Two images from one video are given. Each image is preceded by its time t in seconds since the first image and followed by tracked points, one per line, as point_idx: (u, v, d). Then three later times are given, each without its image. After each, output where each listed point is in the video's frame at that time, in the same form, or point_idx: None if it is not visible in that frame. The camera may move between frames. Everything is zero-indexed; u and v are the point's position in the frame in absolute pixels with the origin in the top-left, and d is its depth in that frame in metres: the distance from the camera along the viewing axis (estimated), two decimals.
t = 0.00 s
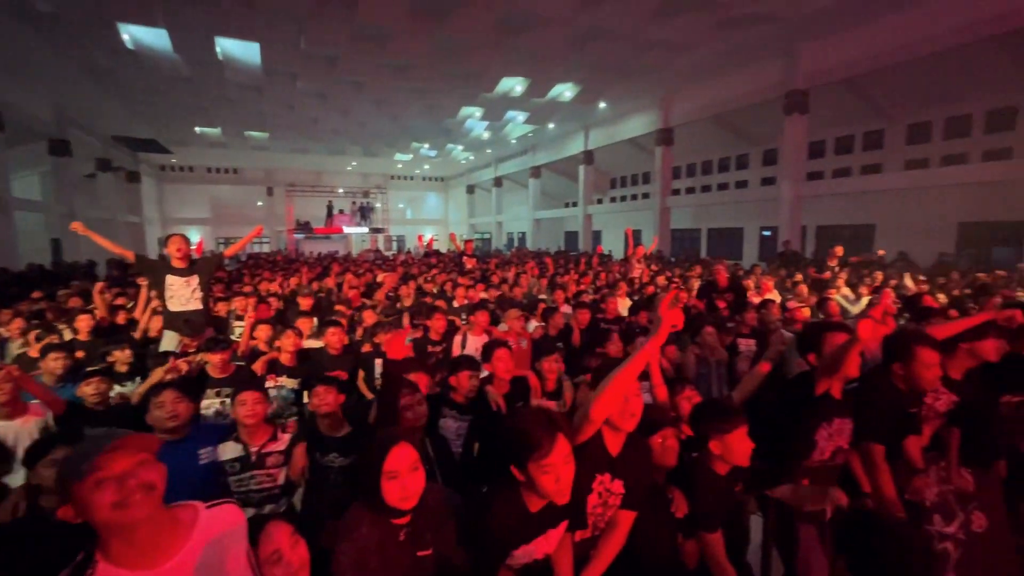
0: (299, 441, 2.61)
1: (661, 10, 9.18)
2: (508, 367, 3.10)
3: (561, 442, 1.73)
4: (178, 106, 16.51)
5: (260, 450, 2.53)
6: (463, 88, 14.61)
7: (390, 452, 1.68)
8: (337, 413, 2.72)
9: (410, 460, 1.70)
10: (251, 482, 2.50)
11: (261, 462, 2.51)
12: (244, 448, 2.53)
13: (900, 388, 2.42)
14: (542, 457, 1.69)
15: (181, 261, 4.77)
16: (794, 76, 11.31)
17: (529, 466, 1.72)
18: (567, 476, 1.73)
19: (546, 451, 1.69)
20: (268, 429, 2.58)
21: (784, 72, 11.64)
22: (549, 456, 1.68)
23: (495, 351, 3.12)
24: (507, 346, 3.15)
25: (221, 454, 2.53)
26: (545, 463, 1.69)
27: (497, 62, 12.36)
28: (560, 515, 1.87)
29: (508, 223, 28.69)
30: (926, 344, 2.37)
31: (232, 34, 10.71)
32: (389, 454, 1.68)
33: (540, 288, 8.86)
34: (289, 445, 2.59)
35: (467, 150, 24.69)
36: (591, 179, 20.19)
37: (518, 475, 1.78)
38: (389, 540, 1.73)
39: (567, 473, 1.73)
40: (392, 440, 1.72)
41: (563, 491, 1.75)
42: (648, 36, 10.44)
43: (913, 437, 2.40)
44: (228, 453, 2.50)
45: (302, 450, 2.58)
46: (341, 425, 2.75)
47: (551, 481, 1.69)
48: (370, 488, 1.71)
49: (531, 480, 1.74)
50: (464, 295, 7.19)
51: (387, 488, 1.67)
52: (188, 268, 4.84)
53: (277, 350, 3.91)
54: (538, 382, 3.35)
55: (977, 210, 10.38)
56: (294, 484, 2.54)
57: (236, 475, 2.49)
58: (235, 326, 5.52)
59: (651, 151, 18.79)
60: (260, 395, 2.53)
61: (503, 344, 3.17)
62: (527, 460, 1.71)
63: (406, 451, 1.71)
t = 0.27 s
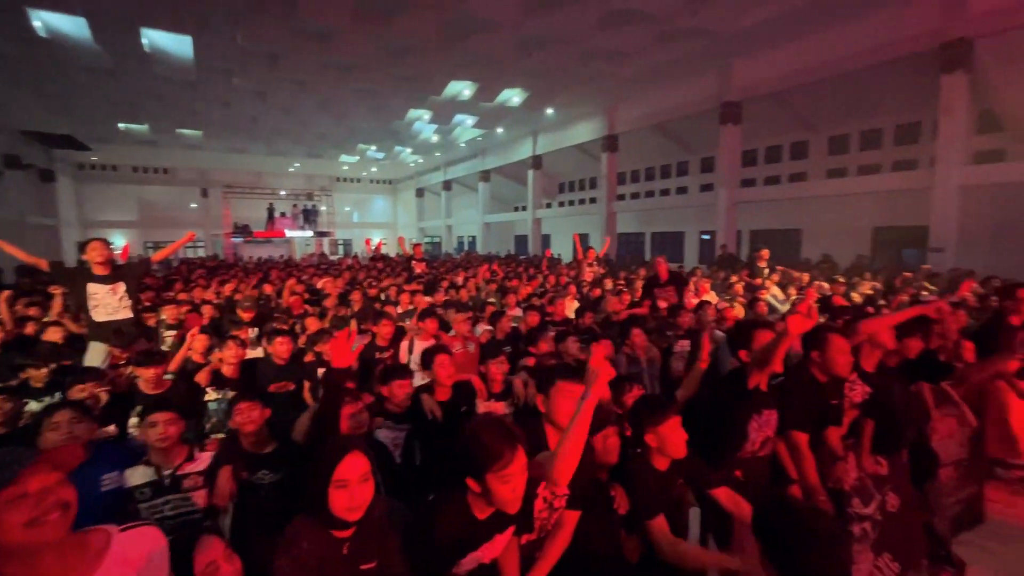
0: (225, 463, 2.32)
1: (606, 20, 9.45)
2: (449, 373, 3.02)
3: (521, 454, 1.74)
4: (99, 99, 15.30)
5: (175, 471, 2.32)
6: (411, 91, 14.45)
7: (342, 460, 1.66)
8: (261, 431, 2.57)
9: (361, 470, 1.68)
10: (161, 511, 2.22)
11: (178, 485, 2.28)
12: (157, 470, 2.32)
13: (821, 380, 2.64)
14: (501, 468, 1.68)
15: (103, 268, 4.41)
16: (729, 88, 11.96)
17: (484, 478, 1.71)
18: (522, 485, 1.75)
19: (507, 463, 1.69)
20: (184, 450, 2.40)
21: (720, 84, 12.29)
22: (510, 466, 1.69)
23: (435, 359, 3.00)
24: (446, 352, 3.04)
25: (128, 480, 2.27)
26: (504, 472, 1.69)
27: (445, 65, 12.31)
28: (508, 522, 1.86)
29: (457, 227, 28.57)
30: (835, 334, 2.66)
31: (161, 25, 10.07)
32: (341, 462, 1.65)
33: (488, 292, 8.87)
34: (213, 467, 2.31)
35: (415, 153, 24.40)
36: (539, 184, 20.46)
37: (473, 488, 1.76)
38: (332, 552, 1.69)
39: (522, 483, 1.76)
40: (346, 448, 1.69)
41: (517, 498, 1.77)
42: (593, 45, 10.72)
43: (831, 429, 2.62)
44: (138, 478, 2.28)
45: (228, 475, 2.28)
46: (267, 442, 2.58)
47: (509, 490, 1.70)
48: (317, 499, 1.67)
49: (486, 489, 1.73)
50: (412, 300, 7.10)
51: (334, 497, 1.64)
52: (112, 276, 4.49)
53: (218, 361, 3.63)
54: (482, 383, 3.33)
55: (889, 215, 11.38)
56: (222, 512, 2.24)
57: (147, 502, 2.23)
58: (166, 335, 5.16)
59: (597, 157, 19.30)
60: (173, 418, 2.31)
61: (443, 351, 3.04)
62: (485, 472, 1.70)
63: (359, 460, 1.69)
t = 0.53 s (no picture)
0: (150, 492, 2.16)
1: (556, 27, 9.64)
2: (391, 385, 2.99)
3: (471, 444, 1.75)
4: (14, 91, 14.07)
5: (83, 498, 2.08)
6: (362, 92, 14.18)
7: (281, 476, 1.60)
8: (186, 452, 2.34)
9: (302, 482, 1.63)
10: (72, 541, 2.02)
11: (89, 513, 2.06)
12: (59, 499, 2.04)
13: (756, 376, 2.72)
14: (451, 454, 1.69)
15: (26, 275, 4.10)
16: (674, 98, 12.47)
17: (432, 466, 1.72)
18: (468, 476, 1.74)
19: (457, 451, 1.70)
20: (91, 473, 2.13)
21: (666, 93, 12.79)
22: (459, 454, 1.70)
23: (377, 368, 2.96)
24: (389, 360, 3.02)
25: (22, 514, 1.97)
26: (454, 459, 1.70)
27: (397, 67, 12.16)
28: (458, 520, 1.85)
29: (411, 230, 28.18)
30: (772, 331, 2.73)
31: (87, 14, 9.41)
32: (280, 477, 1.60)
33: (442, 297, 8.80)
34: (132, 494, 2.15)
35: (367, 155, 23.91)
36: (493, 188, 20.53)
37: (422, 473, 1.77)
38: (270, 571, 1.63)
39: (469, 474, 1.75)
40: (284, 462, 1.63)
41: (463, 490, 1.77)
42: (544, 51, 10.89)
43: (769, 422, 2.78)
44: (35, 511, 1.99)
45: (156, 503, 2.14)
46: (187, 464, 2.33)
47: (457, 476, 1.70)
48: (254, 510, 1.62)
49: (433, 478, 1.73)
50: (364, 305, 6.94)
51: (274, 513, 1.59)
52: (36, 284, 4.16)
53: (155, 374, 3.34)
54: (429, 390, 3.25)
55: (820, 220, 12.21)
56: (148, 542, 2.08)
57: (52, 535, 2.00)
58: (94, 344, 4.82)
59: (549, 162, 19.59)
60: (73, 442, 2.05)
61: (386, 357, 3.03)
62: (434, 459, 1.70)
63: (302, 473, 1.65)
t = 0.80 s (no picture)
0: (73, 521, 1.88)
1: (515, 32, 9.73)
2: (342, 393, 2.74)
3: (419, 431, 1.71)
4: None
5: None
6: (317, 92, 13.87)
7: (218, 492, 1.48)
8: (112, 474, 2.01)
9: (240, 496, 1.52)
10: None
11: None
12: None
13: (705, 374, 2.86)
14: (396, 443, 1.65)
15: None
16: (629, 105, 12.82)
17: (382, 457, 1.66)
18: (420, 462, 1.70)
19: (403, 439, 1.65)
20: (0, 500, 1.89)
21: (621, 100, 13.15)
22: (406, 442, 1.65)
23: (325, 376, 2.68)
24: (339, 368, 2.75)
25: None
26: (400, 448, 1.65)
27: (354, 68, 11.98)
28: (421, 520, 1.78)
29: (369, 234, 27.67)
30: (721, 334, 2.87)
31: (13, 2, 8.79)
32: (218, 491, 1.48)
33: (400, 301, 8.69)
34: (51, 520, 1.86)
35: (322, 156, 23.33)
36: (453, 191, 20.45)
37: (373, 467, 1.74)
38: None
39: (419, 462, 1.70)
40: (221, 476, 1.51)
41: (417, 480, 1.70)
42: (503, 56, 10.96)
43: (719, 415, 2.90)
44: None
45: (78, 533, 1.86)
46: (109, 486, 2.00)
47: (404, 466, 1.64)
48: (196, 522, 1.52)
49: (383, 472, 1.68)
50: (318, 311, 6.77)
51: (214, 531, 1.49)
52: None
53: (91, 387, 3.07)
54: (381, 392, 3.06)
55: (766, 224, 12.87)
56: None
57: None
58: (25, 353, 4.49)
59: (508, 166, 19.72)
60: None
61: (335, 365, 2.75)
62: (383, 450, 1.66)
63: (239, 486, 1.53)
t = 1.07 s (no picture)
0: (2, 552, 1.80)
1: (479, 37, 9.79)
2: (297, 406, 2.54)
3: (374, 431, 1.73)
4: None
5: None
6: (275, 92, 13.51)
7: (183, 502, 1.45)
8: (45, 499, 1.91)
9: (209, 504, 1.50)
10: None
11: None
12: None
13: (664, 373, 2.95)
14: (354, 444, 1.66)
15: None
16: (591, 111, 13.08)
17: (343, 461, 1.66)
18: (381, 459, 1.71)
19: (360, 439, 1.67)
20: None
21: (583, 106, 13.40)
22: (362, 441, 1.67)
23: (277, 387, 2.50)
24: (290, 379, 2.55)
25: None
26: (358, 449, 1.65)
27: (314, 68, 11.75)
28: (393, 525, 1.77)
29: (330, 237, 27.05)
30: (679, 335, 2.96)
31: None
32: (184, 501, 1.45)
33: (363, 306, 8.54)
34: None
35: (281, 158, 22.70)
36: (417, 195, 20.27)
37: (334, 476, 1.74)
38: None
39: (382, 460, 1.71)
40: (187, 486, 1.49)
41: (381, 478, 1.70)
42: (467, 60, 11.01)
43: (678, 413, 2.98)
44: None
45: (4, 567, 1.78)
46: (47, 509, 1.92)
47: (364, 465, 1.64)
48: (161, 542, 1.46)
49: (345, 479, 1.68)
50: (278, 317, 6.58)
51: (181, 541, 1.45)
52: None
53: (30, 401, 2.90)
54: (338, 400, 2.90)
55: (722, 228, 13.35)
56: None
57: None
58: None
59: (473, 170, 19.72)
60: None
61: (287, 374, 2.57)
62: (342, 455, 1.66)
63: (210, 494, 1.51)
